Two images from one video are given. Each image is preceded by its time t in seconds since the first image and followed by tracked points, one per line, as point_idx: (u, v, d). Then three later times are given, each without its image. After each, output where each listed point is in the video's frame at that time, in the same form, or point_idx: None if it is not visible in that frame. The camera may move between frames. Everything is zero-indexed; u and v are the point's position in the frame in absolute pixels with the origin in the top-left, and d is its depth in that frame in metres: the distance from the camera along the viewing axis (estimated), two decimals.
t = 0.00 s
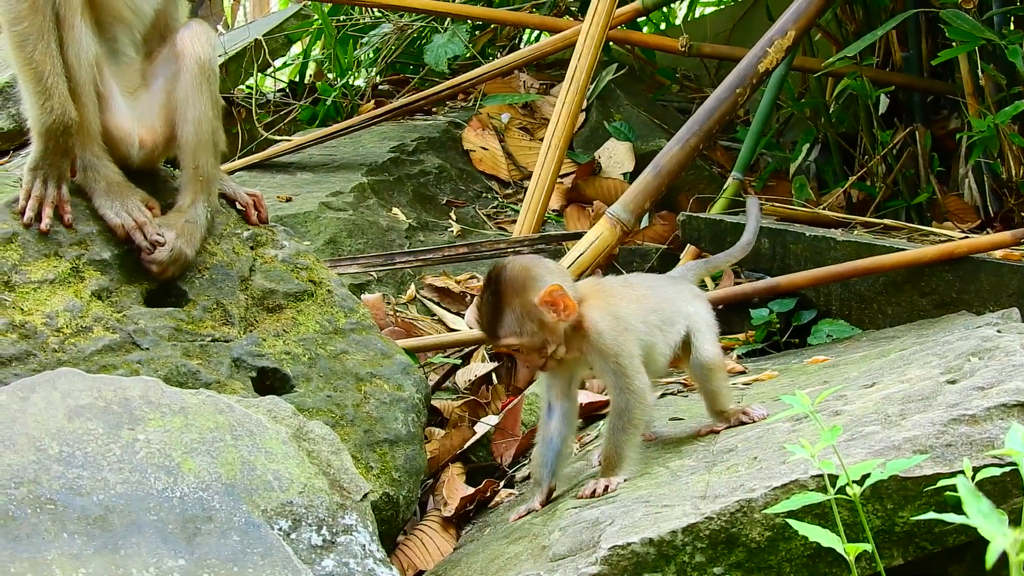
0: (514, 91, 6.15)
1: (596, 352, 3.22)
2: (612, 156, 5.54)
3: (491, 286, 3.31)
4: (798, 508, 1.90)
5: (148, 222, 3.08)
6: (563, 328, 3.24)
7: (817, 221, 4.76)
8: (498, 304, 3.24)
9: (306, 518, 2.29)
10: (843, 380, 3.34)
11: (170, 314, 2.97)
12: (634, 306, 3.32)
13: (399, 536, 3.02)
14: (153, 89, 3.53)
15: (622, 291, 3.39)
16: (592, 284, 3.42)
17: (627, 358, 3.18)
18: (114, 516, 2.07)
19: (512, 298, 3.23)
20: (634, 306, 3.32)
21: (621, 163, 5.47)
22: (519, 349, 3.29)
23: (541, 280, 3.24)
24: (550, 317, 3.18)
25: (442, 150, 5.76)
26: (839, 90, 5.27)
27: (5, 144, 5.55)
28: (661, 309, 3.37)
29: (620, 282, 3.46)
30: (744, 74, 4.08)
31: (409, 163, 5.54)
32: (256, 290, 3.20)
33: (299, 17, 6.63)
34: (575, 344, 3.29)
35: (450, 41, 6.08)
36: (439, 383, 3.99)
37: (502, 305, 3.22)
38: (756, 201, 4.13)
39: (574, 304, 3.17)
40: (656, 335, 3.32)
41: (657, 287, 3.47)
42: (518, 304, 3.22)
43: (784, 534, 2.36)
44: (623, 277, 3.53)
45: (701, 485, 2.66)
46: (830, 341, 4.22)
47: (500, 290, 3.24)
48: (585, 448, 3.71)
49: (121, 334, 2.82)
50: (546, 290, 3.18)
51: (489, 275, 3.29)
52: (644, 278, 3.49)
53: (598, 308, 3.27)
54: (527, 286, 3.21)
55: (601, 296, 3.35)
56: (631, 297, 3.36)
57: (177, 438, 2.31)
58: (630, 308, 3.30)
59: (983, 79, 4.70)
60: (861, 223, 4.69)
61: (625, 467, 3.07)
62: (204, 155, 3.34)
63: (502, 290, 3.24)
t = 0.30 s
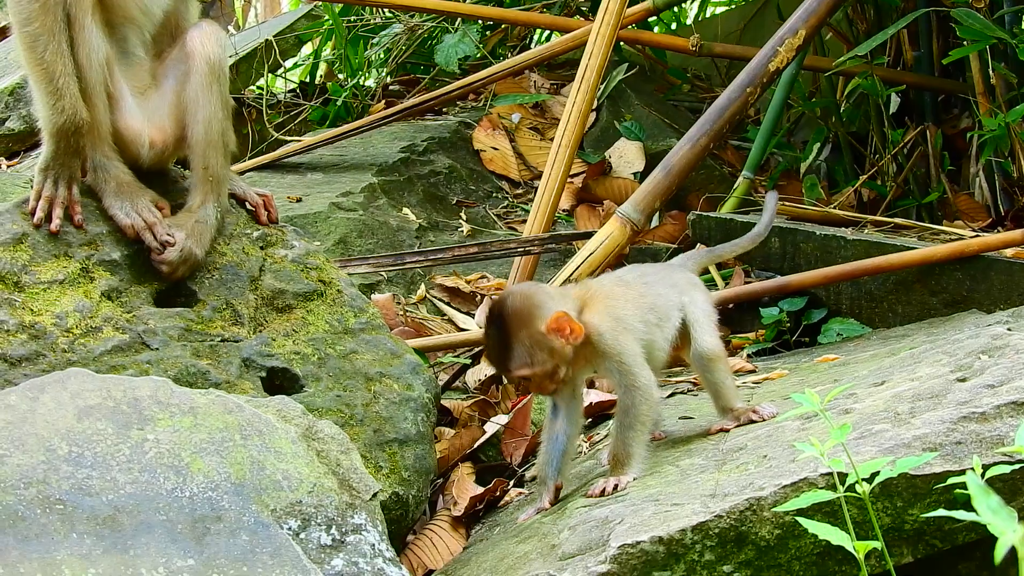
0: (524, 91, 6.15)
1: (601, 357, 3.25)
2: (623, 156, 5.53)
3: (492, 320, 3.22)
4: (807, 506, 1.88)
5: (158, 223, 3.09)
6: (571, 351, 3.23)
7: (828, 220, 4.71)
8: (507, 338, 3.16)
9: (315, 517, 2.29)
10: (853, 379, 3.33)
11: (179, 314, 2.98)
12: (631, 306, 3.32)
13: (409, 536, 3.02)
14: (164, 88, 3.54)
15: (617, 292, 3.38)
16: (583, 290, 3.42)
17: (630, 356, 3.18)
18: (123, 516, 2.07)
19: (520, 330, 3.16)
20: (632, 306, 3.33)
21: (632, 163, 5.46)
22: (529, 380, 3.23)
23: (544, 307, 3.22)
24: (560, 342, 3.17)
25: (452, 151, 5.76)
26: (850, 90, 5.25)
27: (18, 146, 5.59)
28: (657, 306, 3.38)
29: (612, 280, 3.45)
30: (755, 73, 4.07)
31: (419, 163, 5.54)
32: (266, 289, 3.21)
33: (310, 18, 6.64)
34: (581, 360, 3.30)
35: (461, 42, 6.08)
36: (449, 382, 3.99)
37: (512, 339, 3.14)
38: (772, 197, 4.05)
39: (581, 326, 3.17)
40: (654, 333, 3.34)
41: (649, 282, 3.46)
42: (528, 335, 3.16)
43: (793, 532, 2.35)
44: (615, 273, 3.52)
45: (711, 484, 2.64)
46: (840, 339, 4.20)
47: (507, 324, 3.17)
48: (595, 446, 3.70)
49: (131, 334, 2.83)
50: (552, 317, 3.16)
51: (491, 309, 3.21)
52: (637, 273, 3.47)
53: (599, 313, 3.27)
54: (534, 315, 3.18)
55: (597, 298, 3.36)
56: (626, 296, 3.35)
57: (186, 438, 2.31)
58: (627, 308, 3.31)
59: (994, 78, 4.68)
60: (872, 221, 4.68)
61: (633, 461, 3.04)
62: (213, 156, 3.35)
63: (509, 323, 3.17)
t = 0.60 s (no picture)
0: (528, 91, 6.15)
1: (607, 368, 3.25)
2: (626, 155, 5.53)
3: (504, 347, 3.20)
4: (812, 507, 1.88)
5: (161, 221, 3.09)
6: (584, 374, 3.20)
7: (831, 221, 4.72)
8: (520, 364, 3.14)
9: (317, 516, 2.29)
10: (857, 380, 3.32)
11: (182, 313, 2.97)
12: (634, 313, 3.32)
13: (411, 536, 3.02)
14: (168, 86, 3.54)
15: (619, 299, 3.37)
16: (584, 300, 3.41)
17: (637, 363, 3.18)
18: (126, 514, 2.07)
19: (533, 355, 3.14)
20: (635, 312, 3.33)
21: (635, 162, 5.46)
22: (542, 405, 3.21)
23: (557, 332, 3.18)
24: (573, 366, 3.14)
25: (455, 150, 5.76)
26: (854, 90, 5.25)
27: (21, 143, 5.59)
28: (659, 310, 3.38)
29: (613, 288, 3.44)
30: (759, 73, 4.06)
31: (422, 162, 5.54)
32: (269, 288, 3.21)
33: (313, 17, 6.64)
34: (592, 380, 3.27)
35: (464, 41, 6.08)
36: (452, 381, 3.99)
37: (525, 364, 3.12)
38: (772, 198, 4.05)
39: (594, 350, 3.12)
40: (657, 337, 3.35)
41: (649, 285, 3.45)
42: (541, 360, 3.14)
43: (796, 533, 2.35)
44: (614, 280, 3.51)
45: (714, 485, 2.64)
46: (843, 340, 4.20)
47: (519, 350, 3.15)
48: (598, 446, 3.70)
49: (134, 332, 2.83)
50: (564, 341, 3.13)
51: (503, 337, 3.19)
52: (636, 278, 3.46)
53: (605, 325, 3.27)
54: (546, 339, 3.15)
55: (598, 310, 3.36)
56: (629, 303, 3.35)
57: (189, 436, 2.31)
58: (631, 315, 3.30)
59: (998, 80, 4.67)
60: (876, 222, 4.68)
61: (638, 463, 3.03)
62: (216, 155, 3.34)
63: (522, 349, 3.15)
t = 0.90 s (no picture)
0: (530, 88, 6.14)
1: (606, 363, 3.23)
2: (628, 152, 5.53)
3: (502, 320, 3.20)
4: (815, 503, 1.88)
5: (163, 218, 3.08)
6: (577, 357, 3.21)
7: (834, 217, 4.72)
8: (517, 338, 3.15)
9: (320, 513, 2.28)
10: (860, 376, 3.32)
11: (183, 310, 2.97)
12: (633, 309, 3.32)
13: (414, 532, 3.01)
14: (170, 83, 3.54)
15: (619, 295, 3.37)
16: (586, 292, 3.40)
17: (635, 358, 3.17)
18: (129, 511, 2.07)
19: (531, 330, 3.15)
20: (634, 309, 3.33)
21: (638, 159, 5.45)
22: (533, 382, 3.22)
23: (558, 312, 3.19)
24: (568, 348, 3.14)
25: (458, 147, 5.76)
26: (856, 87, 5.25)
27: (22, 142, 5.59)
28: (659, 309, 3.38)
29: (613, 284, 3.44)
30: (762, 69, 4.05)
31: (424, 160, 5.53)
32: (272, 285, 3.21)
33: (314, 14, 6.63)
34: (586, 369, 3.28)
35: (466, 38, 6.07)
36: (455, 378, 3.99)
37: (522, 339, 3.13)
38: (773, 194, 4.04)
39: (591, 334, 3.12)
40: (655, 337, 3.35)
41: (649, 283, 3.45)
42: (537, 337, 3.15)
43: (799, 529, 2.34)
44: (615, 278, 3.51)
45: (717, 481, 2.64)
46: (846, 337, 4.19)
47: (518, 324, 3.15)
48: (601, 443, 3.69)
49: (136, 329, 2.83)
50: (563, 321, 3.13)
51: (503, 309, 3.19)
52: (637, 276, 3.46)
53: (605, 319, 3.25)
54: (545, 318, 3.15)
55: (598, 304, 3.35)
56: (628, 298, 3.35)
57: (192, 433, 2.31)
58: (630, 311, 3.31)
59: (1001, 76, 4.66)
60: (878, 219, 4.68)
61: (642, 460, 3.03)
62: (218, 151, 3.34)
63: (520, 324, 3.15)
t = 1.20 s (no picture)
0: (529, 85, 6.14)
1: (595, 357, 3.23)
2: (627, 149, 5.53)
3: (493, 303, 3.24)
4: (810, 499, 1.88)
5: (160, 216, 3.09)
6: (565, 345, 3.22)
7: (832, 214, 4.71)
8: (506, 321, 3.17)
9: (316, 510, 2.28)
10: (858, 372, 3.31)
11: (181, 308, 2.97)
12: (621, 306, 3.32)
13: (412, 529, 3.01)
14: (167, 81, 3.54)
15: (607, 291, 3.37)
16: (576, 285, 3.40)
17: (624, 354, 3.16)
18: (125, 508, 2.07)
19: (520, 314, 3.17)
20: (622, 306, 3.33)
21: (637, 157, 5.46)
22: (519, 368, 3.23)
23: (547, 298, 3.21)
24: (556, 334, 3.16)
25: (457, 145, 5.75)
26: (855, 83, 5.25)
27: (21, 140, 5.60)
28: (648, 308, 3.38)
29: (603, 281, 3.44)
30: (759, 65, 4.05)
31: (423, 157, 5.53)
32: (269, 282, 3.21)
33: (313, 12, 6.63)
34: (574, 359, 3.28)
35: (464, 36, 6.06)
36: (453, 375, 3.99)
37: (510, 321, 3.16)
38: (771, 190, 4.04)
39: (579, 321, 3.16)
40: (644, 335, 3.34)
41: (639, 283, 3.44)
42: (526, 321, 3.17)
43: (796, 525, 2.33)
44: (606, 276, 3.51)
45: (714, 477, 2.64)
46: (844, 333, 4.19)
47: (507, 307, 3.18)
48: (598, 440, 3.70)
49: (133, 327, 2.83)
50: (553, 307, 3.15)
51: (494, 292, 3.23)
52: (627, 275, 3.46)
53: (593, 313, 3.24)
54: (535, 303, 3.18)
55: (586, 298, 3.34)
56: (617, 295, 3.35)
57: (188, 430, 2.31)
58: (619, 307, 3.31)
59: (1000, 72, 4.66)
60: (877, 215, 4.67)
61: (639, 455, 3.03)
62: (215, 148, 3.34)
63: (509, 307, 3.18)
